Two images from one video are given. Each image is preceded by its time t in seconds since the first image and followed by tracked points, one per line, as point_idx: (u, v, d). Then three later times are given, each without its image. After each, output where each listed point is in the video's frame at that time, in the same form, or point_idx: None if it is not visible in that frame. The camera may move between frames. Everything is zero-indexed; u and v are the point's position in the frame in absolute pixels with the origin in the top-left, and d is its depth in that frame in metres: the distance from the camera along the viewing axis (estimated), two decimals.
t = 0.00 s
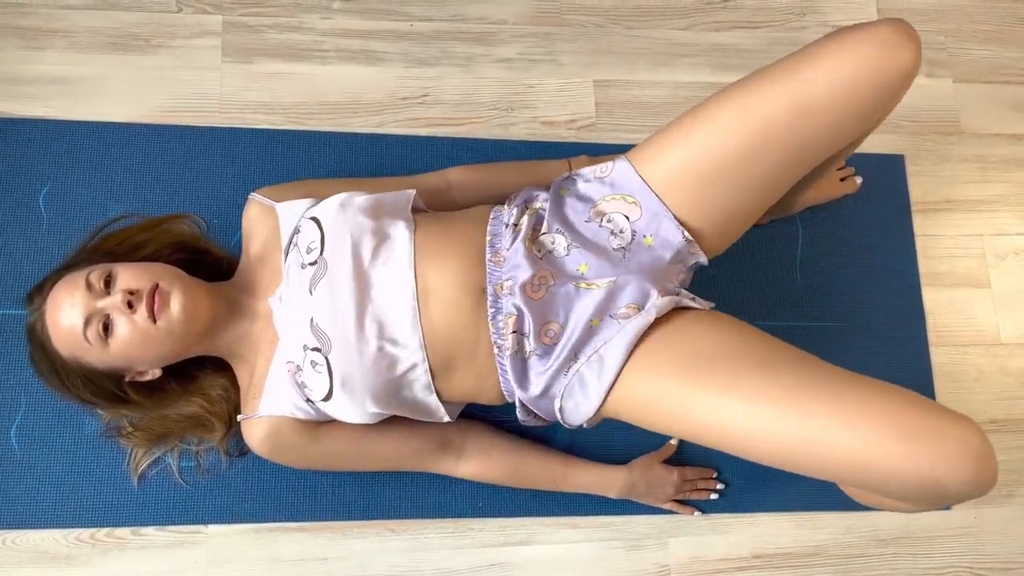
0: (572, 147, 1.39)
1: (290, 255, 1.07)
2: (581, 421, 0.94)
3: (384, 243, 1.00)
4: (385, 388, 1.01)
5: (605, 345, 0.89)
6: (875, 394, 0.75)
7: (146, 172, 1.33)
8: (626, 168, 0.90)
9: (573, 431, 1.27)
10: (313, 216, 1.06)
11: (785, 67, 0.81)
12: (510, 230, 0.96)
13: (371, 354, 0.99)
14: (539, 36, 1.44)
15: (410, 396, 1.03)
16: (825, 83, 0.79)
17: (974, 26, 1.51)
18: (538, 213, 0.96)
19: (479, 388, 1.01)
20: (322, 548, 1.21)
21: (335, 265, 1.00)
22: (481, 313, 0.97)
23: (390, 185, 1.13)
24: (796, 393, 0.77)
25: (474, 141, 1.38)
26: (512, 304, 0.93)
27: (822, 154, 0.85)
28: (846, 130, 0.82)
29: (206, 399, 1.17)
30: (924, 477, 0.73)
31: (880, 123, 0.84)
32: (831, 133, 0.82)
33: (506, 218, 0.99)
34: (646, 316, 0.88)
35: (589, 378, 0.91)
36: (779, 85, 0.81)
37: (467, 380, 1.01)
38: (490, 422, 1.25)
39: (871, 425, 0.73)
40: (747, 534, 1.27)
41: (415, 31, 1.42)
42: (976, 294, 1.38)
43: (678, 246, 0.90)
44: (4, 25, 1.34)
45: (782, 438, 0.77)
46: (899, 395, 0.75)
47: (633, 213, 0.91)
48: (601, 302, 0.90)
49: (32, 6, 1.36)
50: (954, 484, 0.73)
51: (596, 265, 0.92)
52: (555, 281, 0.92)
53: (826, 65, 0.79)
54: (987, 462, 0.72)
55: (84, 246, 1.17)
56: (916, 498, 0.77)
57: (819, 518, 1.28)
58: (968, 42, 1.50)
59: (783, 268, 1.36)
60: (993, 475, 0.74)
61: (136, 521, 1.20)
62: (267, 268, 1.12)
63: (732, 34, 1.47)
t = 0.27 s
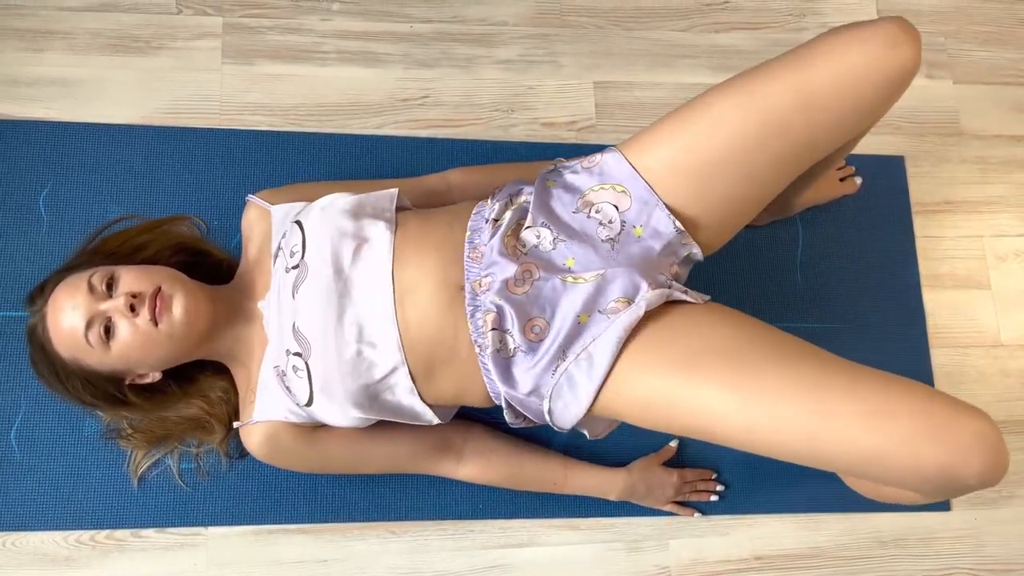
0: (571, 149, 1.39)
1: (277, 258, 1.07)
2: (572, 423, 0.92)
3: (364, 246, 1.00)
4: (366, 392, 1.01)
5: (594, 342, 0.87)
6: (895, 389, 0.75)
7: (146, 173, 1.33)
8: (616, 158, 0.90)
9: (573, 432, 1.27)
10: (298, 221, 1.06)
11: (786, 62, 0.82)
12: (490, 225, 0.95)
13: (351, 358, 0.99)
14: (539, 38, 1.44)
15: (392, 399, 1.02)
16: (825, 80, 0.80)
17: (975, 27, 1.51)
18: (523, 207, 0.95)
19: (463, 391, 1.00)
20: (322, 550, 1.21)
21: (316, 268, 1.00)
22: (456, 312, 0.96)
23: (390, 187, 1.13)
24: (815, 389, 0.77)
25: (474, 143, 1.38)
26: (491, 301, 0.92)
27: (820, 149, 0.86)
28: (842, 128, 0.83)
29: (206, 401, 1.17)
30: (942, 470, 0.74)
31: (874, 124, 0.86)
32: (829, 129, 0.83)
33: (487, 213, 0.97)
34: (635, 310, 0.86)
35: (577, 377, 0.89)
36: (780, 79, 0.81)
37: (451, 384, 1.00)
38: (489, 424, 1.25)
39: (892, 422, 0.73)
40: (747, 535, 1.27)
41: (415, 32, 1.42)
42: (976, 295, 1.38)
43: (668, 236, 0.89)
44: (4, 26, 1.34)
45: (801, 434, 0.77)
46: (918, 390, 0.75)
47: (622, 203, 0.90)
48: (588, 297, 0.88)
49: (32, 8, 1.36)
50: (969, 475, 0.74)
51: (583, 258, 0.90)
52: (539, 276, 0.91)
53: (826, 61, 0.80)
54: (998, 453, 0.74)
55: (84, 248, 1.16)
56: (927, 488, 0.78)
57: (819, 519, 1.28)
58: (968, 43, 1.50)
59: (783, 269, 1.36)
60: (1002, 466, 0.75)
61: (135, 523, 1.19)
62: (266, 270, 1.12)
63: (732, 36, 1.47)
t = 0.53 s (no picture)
0: (571, 150, 1.39)
1: (282, 258, 1.08)
2: (580, 424, 0.92)
3: (373, 246, 1.00)
4: (373, 391, 1.01)
5: (607, 345, 0.87)
6: (884, 394, 0.75)
7: (146, 175, 1.33)
8: (624, 169, 0.90)
9: (573, 433, 1.27)
10: (304, 219, 1.06)
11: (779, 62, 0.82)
12: (507, 231, 0.96)
13: (360, 358, 0.99)
14: (539, 39, 1.44)
15: (400, 399, 1.02)
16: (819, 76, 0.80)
17: (975, 27, 1.51)
18: (538, 214, 0.95)
19: (473, 391, 1.00)
20: (323, 551, 1.21)
21: (324, 267, 1.00)
22: (473, 314, 0.96)
23: (390, 187, 1.13)
24: (803, 393, 0.77)
25: (474, 144, 1.38)
26: (508, 304, 0.92)
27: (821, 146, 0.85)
28: (841, 123, 0.83)
29: (206, 402, 1.17)
30: (933, 477, 0.73)
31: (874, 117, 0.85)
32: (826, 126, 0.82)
33: (504, 219, 0.98)
34: (648, 316, 0.86)
35: (589, 379, 0.89)
36: (773, 79, 0.82)
37: (460, 384, 1.00)
38: (490, 425, 1.25)
39: (880, 426, 0.73)
40: (748, 536, 1.27)
41: (415, 34, 1.42)
42: (976, 296, 1.38)
43: (679, 246, 0.89)
44: (4, 28, 1.34)
45: (789, 439, 0.77)
46: (909, 395, 0.75)
47: (633, 213, 0.90)
48: (602, 301, 0.88)
49: (32, 9, 1.36)
50: (960, 483, 0.73)
51: (598, 265, 0.90)
52: (555, 280, 0.91)
53: (818, 58, 0.80)
54: (992, 462, 0.73)
55: (84, 248, 1.16)
56: (919, 497, 0.77)
57: (819, 520, 1.28)
58: (967, 43, 1.50)
59: (784, 270, 1.36)
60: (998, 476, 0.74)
61: (135, 525, 1.19)
62: (266, 270, 1.12)
63: (732, 37, 1.47)
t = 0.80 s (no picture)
0: (571, 150, 1.39)
1: (296, 257, 1.06)
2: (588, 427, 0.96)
3: (393, 248, 1.00)
4: (391, 391, 1.00)
5: (620, 353, 0.91)
6: (850, 406, 0.78)
7: (145, 175, 1.33)
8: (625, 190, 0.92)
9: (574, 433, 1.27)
10: (320, 219, 1.05)
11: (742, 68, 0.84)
12: (531, 242, 0.98)
13: (380, 358, 0.99)
14: (538, 39, 1.44)
15: (416, 401, 1.03)
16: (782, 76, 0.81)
17: (975, 28, 1.51)
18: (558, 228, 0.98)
19: (487, 393, 1.01)
20: (323, 551, 1.21)
21: (344, 267, 0.99)
22: (500, 319, 0.97)
23: (390, 187, 1.13)
24: (774, 402, 0.80)
25: (474, 144, 1.38)
26: (535, 311, 0.95)
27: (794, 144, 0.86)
28: (812, 116, 0.84)
29: (206, 403, 1.17)
30: (892, 487, 0.75)
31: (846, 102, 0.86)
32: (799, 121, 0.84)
33: (526, 230, 1.00)
34: (658, 328, 0.90)
35: (603, 384, 0.92)
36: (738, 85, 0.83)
37: (476, 386, 1.01)
38: (490, 425, 1.25)
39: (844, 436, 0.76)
40: (748, 536, 1.27)
41: (415, 34, 1.42)
42: (976, 296, 1.38)
43: (683, 265, 0.93)
44: (3, 28, 1.34)
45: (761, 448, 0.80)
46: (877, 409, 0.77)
47: (636, 236, 0.93)
48: (616, 311, 0.92)
49: (31, 9, 1.36)
50: (923, 496, 0.76)
51: (612, 279, 0.94)
52: (575, 290, 0.94)
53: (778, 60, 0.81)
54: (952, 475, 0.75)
55: (84, 249, 1.17)
56: (884, 509, 0.80)
57: (819, 520, 1.28)
58: (967, 43, 1.50)
59: (784, 270, 1.36)
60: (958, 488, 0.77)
61: (135, 525, 1.19)
62: (267, 270, 1.12)
63: (732, 37, 1.47)
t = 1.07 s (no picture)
0: (571, 150, 1.39)
1: (296, 257, 1.06)
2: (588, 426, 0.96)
3: (393, 248, 1.01)
4: (392, 391, 1.00)
5: (619, 352, 0.92)
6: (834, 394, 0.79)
7: (145, 175, 1.33)
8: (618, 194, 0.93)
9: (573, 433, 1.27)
10: (320, 219, 1.05)
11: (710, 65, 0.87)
12: (532, 243, 0.98)
13: (381, 358, 0.99)
14: (538, 39, 1.44)
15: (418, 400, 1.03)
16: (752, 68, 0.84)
17: (973, 28, 1.51)
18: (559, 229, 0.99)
19: (488, 393, 1.02)
20: (322, 551, 1.21)
21: (344, 267, 0.99)
22: (500, 318, 0.97)
23: (389, 188, 1.13)
24: (763, 393, 0.81)
25: (473, 144, 1.39)
26: (536, 311, 0.95)
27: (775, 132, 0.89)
28: (789, 103, 0.87)
29: (206, 403, 1.17)
30: (879, 474, 0.76)
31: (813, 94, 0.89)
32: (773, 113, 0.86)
33: (526, 232, 1.01)
34: (657, 327, 0.91)
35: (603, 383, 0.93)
36: (709, 80, 0.86)
37: (477, 385, 1.01)
38: (490, 425, 1.25)
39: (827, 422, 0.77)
40: (747, 536, 1.27)
41: (415, 34, 1.42)
42: (975, 295, 1.38)
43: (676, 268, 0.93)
44: (3, 29, 1.35)
45: (748, 438, 0.81)
46: (862, 396, 0.78)
47: (632, 240, 0.94)
48: (615, 311, 0.93)
49: (31, 10, 1.36)
50: (911, 482, 0.75)
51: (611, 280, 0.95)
52: (575, 290, 0.95)
53: (747, 54, 0.84)
54: (941, 459, 0.75)
55: (83, 249, 1.17)
56: (877, 498, 0.80)
57: (818, 520, 1.28)
58: (966, 43, 1.50)
59: (783, 270, 1.36)
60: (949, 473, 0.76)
61: (135, 525, 1.20)
62: (266, 270, 1.12)
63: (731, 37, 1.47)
